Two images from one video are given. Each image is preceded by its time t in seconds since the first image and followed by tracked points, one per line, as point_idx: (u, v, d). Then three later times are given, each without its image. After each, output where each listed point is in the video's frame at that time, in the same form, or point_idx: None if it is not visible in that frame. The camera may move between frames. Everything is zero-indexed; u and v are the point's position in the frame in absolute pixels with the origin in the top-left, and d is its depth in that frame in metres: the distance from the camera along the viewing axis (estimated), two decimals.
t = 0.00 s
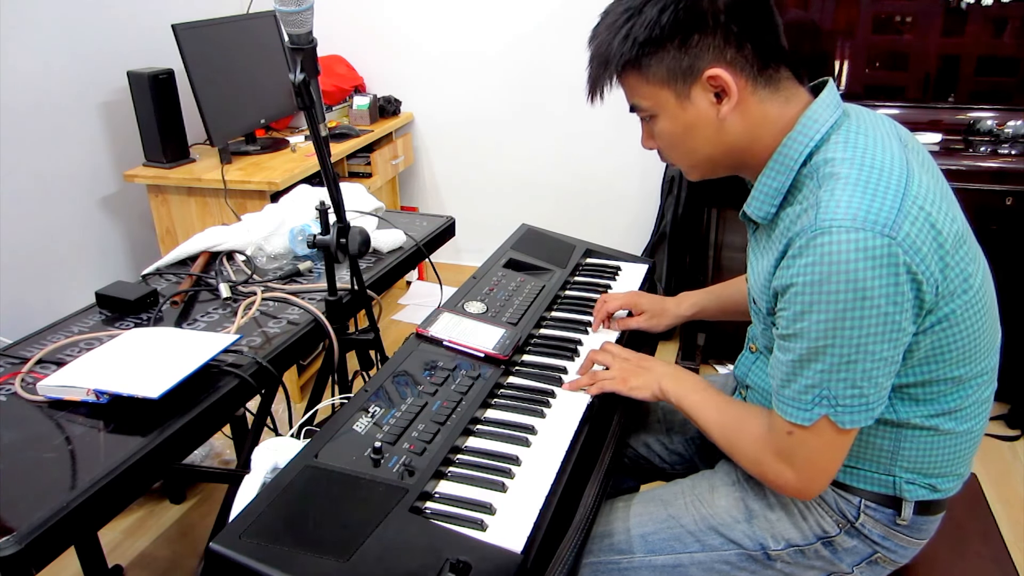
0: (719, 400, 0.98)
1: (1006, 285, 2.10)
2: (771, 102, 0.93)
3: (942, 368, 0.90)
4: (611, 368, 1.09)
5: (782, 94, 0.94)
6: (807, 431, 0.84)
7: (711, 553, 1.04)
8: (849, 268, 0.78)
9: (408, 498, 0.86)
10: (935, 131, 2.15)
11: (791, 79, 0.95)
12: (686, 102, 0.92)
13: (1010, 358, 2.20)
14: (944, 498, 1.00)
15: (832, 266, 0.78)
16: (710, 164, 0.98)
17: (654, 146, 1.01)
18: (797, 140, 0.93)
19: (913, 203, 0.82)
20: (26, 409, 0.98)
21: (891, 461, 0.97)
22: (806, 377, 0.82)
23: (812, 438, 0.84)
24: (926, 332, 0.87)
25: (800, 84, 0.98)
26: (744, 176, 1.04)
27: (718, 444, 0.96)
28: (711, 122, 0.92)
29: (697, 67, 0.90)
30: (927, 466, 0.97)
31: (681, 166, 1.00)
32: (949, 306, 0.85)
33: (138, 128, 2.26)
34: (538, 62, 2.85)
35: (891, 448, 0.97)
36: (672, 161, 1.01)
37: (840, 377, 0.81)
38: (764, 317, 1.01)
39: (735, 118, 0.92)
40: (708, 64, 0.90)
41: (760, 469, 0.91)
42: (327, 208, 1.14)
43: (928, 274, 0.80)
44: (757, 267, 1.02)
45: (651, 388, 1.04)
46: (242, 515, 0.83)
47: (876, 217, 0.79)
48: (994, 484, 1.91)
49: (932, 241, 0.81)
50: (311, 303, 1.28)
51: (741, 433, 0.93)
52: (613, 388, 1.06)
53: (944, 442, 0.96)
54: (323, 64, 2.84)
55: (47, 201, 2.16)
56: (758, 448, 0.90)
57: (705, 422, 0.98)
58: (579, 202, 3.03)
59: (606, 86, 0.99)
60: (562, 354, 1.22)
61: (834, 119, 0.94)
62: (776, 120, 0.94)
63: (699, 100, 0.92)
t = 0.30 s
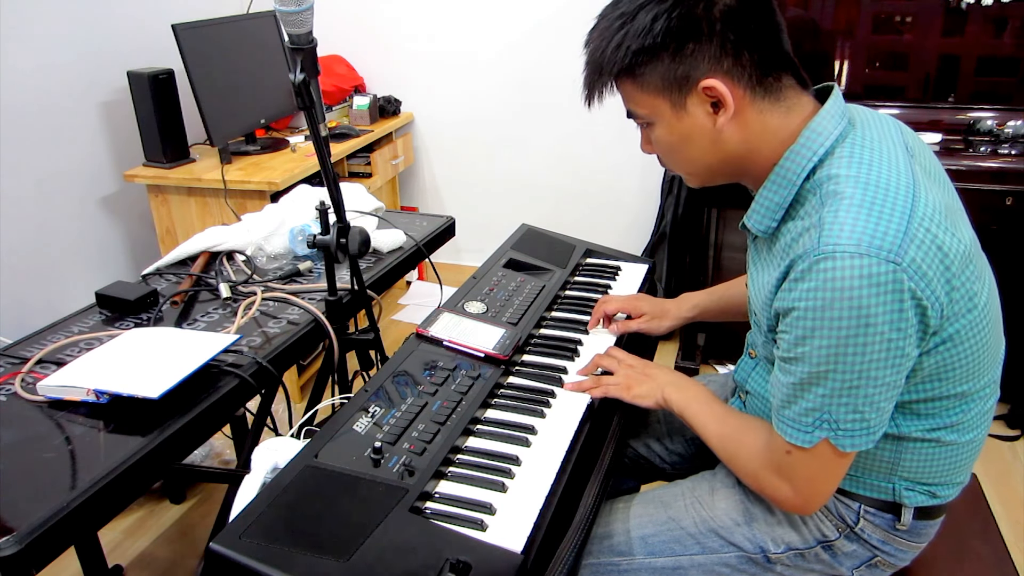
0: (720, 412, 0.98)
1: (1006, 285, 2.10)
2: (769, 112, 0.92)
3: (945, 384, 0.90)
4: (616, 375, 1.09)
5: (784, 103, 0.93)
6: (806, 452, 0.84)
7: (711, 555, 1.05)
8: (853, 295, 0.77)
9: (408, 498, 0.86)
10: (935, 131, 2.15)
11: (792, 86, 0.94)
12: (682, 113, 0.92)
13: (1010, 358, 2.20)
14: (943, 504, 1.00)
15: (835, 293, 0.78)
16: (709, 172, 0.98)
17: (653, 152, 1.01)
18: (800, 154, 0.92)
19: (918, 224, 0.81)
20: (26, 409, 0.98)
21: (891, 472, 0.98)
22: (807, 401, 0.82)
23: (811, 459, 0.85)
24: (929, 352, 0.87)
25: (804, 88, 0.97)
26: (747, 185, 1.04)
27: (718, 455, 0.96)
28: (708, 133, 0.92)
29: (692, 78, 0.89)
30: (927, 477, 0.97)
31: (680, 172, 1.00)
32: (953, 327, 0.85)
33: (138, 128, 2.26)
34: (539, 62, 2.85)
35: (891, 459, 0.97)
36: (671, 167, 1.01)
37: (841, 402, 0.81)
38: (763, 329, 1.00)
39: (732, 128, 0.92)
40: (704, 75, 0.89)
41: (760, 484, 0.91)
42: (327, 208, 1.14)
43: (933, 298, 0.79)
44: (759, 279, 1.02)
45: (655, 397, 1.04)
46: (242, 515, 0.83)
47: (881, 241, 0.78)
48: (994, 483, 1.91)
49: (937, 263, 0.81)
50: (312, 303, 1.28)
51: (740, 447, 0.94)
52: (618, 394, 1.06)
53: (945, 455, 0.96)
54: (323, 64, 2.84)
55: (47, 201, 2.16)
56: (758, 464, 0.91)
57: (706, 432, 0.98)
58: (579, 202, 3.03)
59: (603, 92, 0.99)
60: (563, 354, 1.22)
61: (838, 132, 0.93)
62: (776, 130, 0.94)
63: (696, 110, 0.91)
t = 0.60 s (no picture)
0: (722, 419, 0.99)
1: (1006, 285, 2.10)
2: (779, 117, 0.92)
3: (953, 395, 0.90)
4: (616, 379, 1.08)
5: (793, 108, 0.93)
6: (815, 465, 0.85)
7: (711, 556, 1.05)
8: (865, 311, 0.77)
9: (408, 498, 0.86)
10: (935, 131, 2.14)
11: (802, 90, 0.94)
12: (689, 118, 0.92)
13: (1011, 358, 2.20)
14: (944, 507, 1.00)
15: (847, 308, 0.78)
16: (717, 176, 0.98)
17: (660, 154, 1.01)
18: (811, 162, 0.92)
19: (932, 237, 0.81)
20: (26, 409, 0.98)
21: (894, 478, 0.98)
22: (815, 414, 0.83)
23: (819, 471, 0.85)
24: (938, 365, 0.87)
25: (814, 91, 0.97)
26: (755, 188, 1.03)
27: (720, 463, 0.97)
28: (715, 138, 0.92)
29: (700, 84, 0.89)
30: (931, 484, 0.97)
31: (687, 175, 1.00)
32: (962, 340, 0.85)
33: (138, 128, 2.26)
34: (539, 62, 2.85)
35: (894, 466, 0.97)
36: (677, 169, 1.01)
37: (849, 417, 0.81)
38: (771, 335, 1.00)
39: (740, 133, 0.92)
40: (711, 80, 0.89)
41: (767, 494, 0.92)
42: (327, 208, 1.14)
43: (944, 313, 0.79)
44: (767, 285, 1.02)
45: (655, 406, 1.04)
46: (242, 515, 0.83)
47: (894, 256, 0.78)
48: (994, 483, 1.91)
49: (950, 277, 0.80)
50: (312, 303, 1.28)
51: (743, 455, 0.94)
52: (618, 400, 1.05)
53: (950, 462, 0.96)
54: (322, 64, 2.84)
55: (47, 201, 2.16)
56: (763, 472, 0.91)
57: (706, 437, 0.98)
58: (579, 202, 3.03)
59: (608, 95, 0.98)
60: (562, 354, 1.22)
61: (849, 140, 0.92)
62: (785, 135, 0.93)
63: (703, 115, 0.91)
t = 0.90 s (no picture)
0: (727, 422, 0.99)
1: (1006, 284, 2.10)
2: (787, 118, 0.92)
3: (962, 399, 0.90)
4: (615, 377, 1.08)
5: (802, 109, 0.93)
6: (822, 470, 0.85)
7: (712, 557, 1.05)
8: (879, 317, 0.77)
9: (408, 499, 0.86)
10: (934, 131, 2.14)
11: (811, 90, 0.93)
12: (696, 116, 0.92)
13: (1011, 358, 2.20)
14: (946, 509, 1.00)
15: (861, 314, 0.78)
16: (724, 176, 0.98)
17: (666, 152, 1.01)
18: (822, 165, 0.92)
19: (945, 242, 0.81)
20: (26, 410, 0.98)
21: (899, 480, 0.98)
22: (826, 419, 0.83)
23: (825, 475, 0.85)
24: (949, 369, 0.87)
25: (824, 93, 0.97)
26: (762, 189, 1.03)
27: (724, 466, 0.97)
28: (722, 136, 0.92)
29: (706, 82, 0.89)
30: (936, 486, 0.97)
31: (693, 174, 1.00)
32: (973, 345, 0.85)
33: (138, 128, 2.26)
34: (538, 61, 2.85)
35: (900, 468, 0.97)
36: (684, 168, 1.01)
37: (860, 421, 0.81)
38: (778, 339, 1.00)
39: (748, 133, 0.91)
40: (719, 79, 0.89)
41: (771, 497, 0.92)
42: (327, 208, 1.14)
43: (957, 318, 0.79)
44: (775, 287, 1.02)
45: (656, 406, 1.04)
46: (242, 515, 0.83)
47: (909, 261, 0.78)
48: (994, 483, 1.91)
49: (963, 282, 0.80)
50: (312, 303, 1.28)
51: (746, 458, 0.94)
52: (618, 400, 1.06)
53: (957, 465, 0.96)
54: (323, 64, 2.84)
55: (47, 200, 2.16)
56: (768, 476, 0.91)
57: (708, 438, 0.99)
58: (579, 202, 3.03)
59: (615, 92, 0.98)
60: (562, 354, 1.22)
61: (860, 143, 0.92)
62: (794, 137, 0.93)
63: (710, 114, 0.91)
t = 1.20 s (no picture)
0: (726, 423, 0.99)
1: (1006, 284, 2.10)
2: (787, 119, 0.92)
3: (961, 398, 0.90)
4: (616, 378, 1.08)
5: (801, 110, 0.93)
6: (820, 465, 0.85)
7: (712, 557, 1.05)
8: (876, 315, 0.77)
9: (408, 498, 0.85)
10: (935, 131, 2.14)
11: (810, 91, 0.94)
12: (696, 118, 0.92)
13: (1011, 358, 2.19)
14: (947, 508, 1.00)
15: (857, 313, 0.78)
16: (724, 177, 0.98)
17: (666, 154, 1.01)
18: (821, 165, 0.92)
19: (942, 241, 0.81)
20: (26, 409, 0.98)
21: (899, 478, 0.97)
22: (823, 417, 0.83)
23: (823, 470, 0.85)
24: (946, 368, 0.87)
25: (823, 93, 0.97)
26: (762, 189, 1.03)
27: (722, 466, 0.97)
28: (722, 138, 0.92)
29: (706, 84, 0.89)
30: (936, 485, 0.97)
31: (693, 176, 1.00)
32: (972, 343, 0.85)
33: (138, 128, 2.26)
34: (538, 61, 2.85)
35: (899, 467, 0.97)
36: (684, 169, 1.01)
37: (857, 418, 0.81)
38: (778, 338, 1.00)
39: (748, 134, 0.92)
40: (719, 81, 0.89)
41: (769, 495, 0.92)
42: (327, 208, 1.14)
43: (954, 317, 0.79)
44: (775, 285, 1.02)
45: (656, 408, 1.04)
46: (242, 515, 0.83)
47: (906, 261, 0.78)
48: (994, 483, 1.91)
49: (960, 281, 0.80)
50: (311, 303, 1.28)
51: (745, 457, 0.94)
52: (617, 401, 1.05)
53: (956, 463, 0.96)
54: (322, 64, 2.84)
55: (47, 200, 2.16)
56: (766, 473, 0.91)
57: (708, 438, 0.99)
58: (579, 202, 3.03)
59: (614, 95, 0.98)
60: (562, 354, 1.22)
61: (860, 142, 0.92)
62: (793, 137, 0.93)
63: (710, 116, 0.91)
